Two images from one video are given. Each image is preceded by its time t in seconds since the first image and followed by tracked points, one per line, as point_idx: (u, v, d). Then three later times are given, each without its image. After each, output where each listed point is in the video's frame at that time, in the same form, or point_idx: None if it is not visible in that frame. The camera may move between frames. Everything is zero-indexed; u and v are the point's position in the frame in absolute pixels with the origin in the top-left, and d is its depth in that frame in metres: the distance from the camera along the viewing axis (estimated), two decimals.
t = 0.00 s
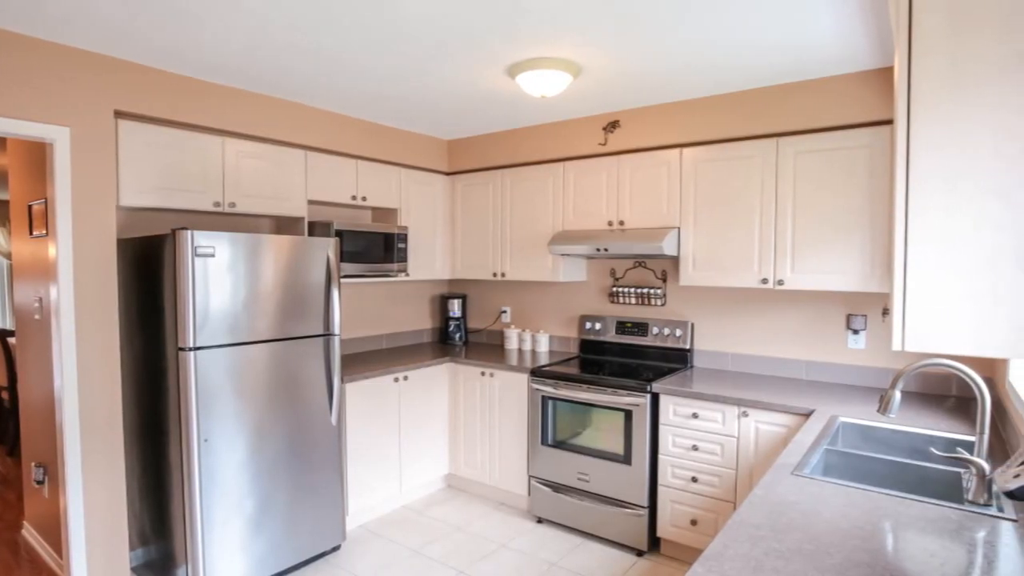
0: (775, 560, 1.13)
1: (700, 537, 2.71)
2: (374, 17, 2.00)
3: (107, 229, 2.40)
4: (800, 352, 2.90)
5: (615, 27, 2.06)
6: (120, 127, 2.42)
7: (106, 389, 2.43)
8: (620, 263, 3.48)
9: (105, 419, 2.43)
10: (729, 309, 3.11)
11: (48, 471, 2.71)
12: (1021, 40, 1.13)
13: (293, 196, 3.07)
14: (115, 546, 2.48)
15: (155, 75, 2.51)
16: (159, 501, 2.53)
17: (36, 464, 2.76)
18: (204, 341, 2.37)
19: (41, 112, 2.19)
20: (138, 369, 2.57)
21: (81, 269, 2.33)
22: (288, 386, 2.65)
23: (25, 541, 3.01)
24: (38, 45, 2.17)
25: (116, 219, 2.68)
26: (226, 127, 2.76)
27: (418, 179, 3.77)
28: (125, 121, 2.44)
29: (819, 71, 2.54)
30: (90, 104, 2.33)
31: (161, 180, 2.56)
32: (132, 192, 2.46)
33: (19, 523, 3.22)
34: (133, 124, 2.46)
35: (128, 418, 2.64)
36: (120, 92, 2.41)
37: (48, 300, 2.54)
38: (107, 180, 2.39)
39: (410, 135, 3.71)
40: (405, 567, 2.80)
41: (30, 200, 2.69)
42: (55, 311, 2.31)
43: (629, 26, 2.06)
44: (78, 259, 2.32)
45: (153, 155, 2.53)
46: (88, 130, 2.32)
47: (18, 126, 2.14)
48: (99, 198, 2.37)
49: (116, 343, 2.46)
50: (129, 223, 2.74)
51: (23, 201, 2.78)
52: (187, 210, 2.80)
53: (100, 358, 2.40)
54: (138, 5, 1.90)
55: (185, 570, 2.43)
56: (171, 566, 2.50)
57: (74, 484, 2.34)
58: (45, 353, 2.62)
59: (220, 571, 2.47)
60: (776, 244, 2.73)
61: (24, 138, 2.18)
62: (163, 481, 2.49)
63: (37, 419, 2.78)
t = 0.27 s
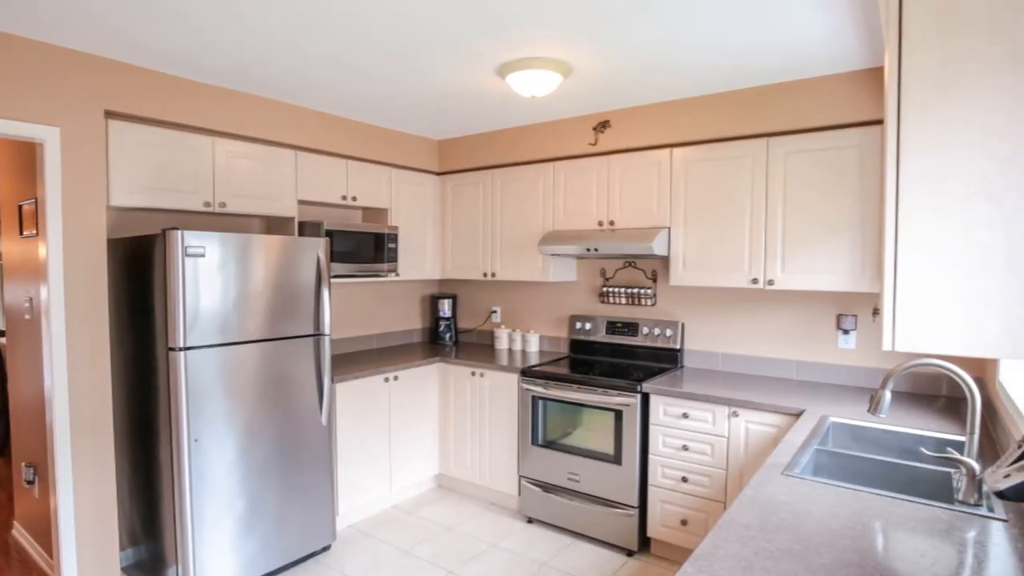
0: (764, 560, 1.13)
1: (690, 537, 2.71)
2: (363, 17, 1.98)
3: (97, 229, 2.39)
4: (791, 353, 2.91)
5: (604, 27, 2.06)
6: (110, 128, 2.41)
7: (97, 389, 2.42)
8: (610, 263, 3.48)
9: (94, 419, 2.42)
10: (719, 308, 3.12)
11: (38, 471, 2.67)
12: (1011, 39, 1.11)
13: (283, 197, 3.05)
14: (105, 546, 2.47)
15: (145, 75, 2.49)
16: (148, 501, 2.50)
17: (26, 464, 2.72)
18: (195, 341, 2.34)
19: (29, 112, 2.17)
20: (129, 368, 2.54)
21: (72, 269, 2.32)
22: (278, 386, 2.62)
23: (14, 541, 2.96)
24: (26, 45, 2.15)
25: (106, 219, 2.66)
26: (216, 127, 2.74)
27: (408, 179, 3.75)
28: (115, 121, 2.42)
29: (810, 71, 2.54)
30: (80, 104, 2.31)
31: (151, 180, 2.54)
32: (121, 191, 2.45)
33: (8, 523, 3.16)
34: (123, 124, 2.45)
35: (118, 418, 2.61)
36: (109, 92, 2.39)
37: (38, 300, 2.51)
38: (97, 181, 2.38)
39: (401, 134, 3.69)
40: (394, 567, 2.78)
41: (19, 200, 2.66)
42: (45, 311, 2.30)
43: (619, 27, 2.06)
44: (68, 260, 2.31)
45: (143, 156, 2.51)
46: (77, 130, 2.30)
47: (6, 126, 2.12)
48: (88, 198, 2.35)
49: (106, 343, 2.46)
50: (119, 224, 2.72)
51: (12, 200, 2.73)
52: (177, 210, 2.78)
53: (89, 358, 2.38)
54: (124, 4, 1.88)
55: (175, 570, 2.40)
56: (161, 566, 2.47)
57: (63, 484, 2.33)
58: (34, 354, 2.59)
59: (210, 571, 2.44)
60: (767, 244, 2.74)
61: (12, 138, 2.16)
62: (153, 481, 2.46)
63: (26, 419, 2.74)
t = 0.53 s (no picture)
0: (754, 560, 1.13)
1: (681, 537, 2.71)
2: (353, 16, 1.96)
3: (89, 230, 2.37)
4: (781, 353, 2.92)
5: (591, 26, 2.05)
6: (100, 128, 2.39)
7: (88, 389, 2.41)
8: (600, 263, 3.48)
9: (85, 418, 2.41)
10: (710, 309, 3.13)
11: (28, 471, 2.64)
12: (1009, 38, 1.05)
13: (273, 196, 3.03)
14: (96, 545, 2.45)
15: (135, 75, 2.47)
16: (138, 501, 2.48)
17: (16, 464, 2.69)
18: (185, 341, 2.32)
19: (19, 112, 2.15)
20: (119, 368, 2.52)
21: (63, 269, 2.31)
22: (269, 387, 2.60)
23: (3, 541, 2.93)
24: (16, 45, 2.14)
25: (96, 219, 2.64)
26: (206, 127, 2.72)
27: (399, 179, 3.73)
28: (105, 121, 2.41)
29: (800, 72, 2.55)
30: (70, 105, 2.29)
31: (142, 179, 2.53)
32: (111, 191, 2.43)
33: None
34: (113, 124, 2.43)
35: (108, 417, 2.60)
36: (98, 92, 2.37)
37: (28, 300, 2.48)
38: (86, 181, 2.36)
39: (391, 134, 3.67)
40: (384, 567, 2.76)
41: (8, 199, 2.64)
42: (36, 311, 2.28)
43: (610, 27, 2.06)
44: (59, 260, 2.29)
45: (134, 156, 2.50)
46: (67, 130, 2.29)
47: None
48: (78, 198, 2.33)
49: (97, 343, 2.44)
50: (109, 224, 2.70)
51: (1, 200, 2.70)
52: (167, 210, 2.75)
53: (80, 358, 2.37)
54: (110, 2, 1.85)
55: (165, 570, 2.38)
56: (151, 567, 2.45)
57: (52, 484, 2.31)
58: (24, 355, 2.56)
59: (200, 571, 2.41)
60: (757, 244, 2.74)
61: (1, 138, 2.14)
62: (142, 481, 2.44)
63: (15, 418, 2.71)
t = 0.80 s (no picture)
0: (745, 560, 1.13)
1: (671, 537, 2.71)
2: (342, 16, 1.95)
3: (80, 230, 2.37)
4: (772, 353, 2.93)
5: (581, 26, 2.05)
6: (91, 128, 2.39)
7: (79, 389, 2.40)
8: (591, 263, 3.48)
9: (76, 417, 2.39)
10: (700, 309, 3.13)
11: (18, 471, 2.61)
12: (994, 40, 1.00)
13: (264, 196, 3.01)
14: (86, 545, 2.43)
15: (125, 75, 2.46)
16: (129, 501, 2.47)
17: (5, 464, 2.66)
18: (176, 341, 2.30)
19: (10, 112, 2.15)
20: (110, 368, 2.51)
21: (54, 269, 2.30)
22: (260, 387, 2.58)
23: None
24: (6, 44, 2.13)
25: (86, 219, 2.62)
26: (197, 127, 2.71)
27: (389, 179, 3.71)
28: (96, 121, 2.40)
29: (789, 72, 2.55)
30: (61, 105, 2.29)
31: (132, 179, 2.52)
32: (102, 191, 2.43)
33: None
34: (104, 124, 2.43)
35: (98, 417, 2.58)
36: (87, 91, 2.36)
37: (17, 300, 2.46)
38: (77, 181, 2.35)
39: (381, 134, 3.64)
40: (374, 567, 2.74)
41: None
42: (26, 311, 2.27)
43: (600, 28, 2.06)
44: (50, 260, 2.29)
45: (125, 156, 2.49)
46: (57, 130, 2.28)
47: None
48: (69, 198, 2.32)
49: (87, 343, 2.44)
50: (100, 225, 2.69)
51: None
52: (156, 210, 2.74)
53: (71, 358, 2.36)
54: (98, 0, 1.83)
55: (155, 570, 2.36)
56: (141, 566, 2.43)
57: (42, 483, 2.30)
58: (14, 355, 2.54)
59: (189, 571, 2.39)
60: (748, 245, 2.75)
61: None
62: (133, 481, 2.43)
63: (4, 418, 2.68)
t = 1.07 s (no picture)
0: (735, 560, 1.13)
1: (661, 537, 2.71)
2: (329, 16, 1.93)
3: (71, 230, 2.35)
4: (762, 353, 2.94)
5: (571, 27, 2.06)
6: (81, 128, 2.37)
7: (70, 388, 2.38)
8: (581, 263, 3.48)
9: (67, 417, 2.37)
10: (690, 309, 3.14)
11: (9, 471, 2.59)
12: (986, 37, 0.98)
13: (254, 196, 2.99)
14: (77, 545, 2.42)
15: (115, 74, 2.45)
16: (120, 501, 2.45)
17: None
18: (166, 341, 2.28)
19: None
20: (102, 369, 2.48)
21: (44, 270, 2.29)
22: (250, 387, 2.56)
23: None
24: None
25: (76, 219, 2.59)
26: (186, 126, 2.69)
27: (379, 179, 3.68)
28: (86, 121, 2.38)
29: (779, 72, 2.56)
30: (51, 105, 2.27)
31: (123, 179, 2.50)
32: (92, 192, 2.41)
33: None
34: (94, 124, 2.41)
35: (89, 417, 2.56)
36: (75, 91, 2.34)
37: (7, 300, 2.44)
38: (66, 181, 2.33)
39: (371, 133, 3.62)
40: (363, 568, 2.72)
41: None
42: (16, 310, 2.26)
43: (590, 29, 2.06)
44: (40, 260, 2.27)
45: (114, 156, 2.47)
46: (47, 130, 2.26)
47: None
48: (59, 198, 2.31)
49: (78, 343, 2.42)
50: (91, 225, 2.66)
51: None
52: (146, 210, 2.71)
53: (63, 357, 2.35)
54: None
55: (145, 570, 2.35)
56: (132, 566, 2.42)
57: (33, 484, 2.27)
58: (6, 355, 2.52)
59: (179, 571, 2.37)
60: (738, 244, 2.76)
61: None
62: (123, 481, 2.41)
63: None
